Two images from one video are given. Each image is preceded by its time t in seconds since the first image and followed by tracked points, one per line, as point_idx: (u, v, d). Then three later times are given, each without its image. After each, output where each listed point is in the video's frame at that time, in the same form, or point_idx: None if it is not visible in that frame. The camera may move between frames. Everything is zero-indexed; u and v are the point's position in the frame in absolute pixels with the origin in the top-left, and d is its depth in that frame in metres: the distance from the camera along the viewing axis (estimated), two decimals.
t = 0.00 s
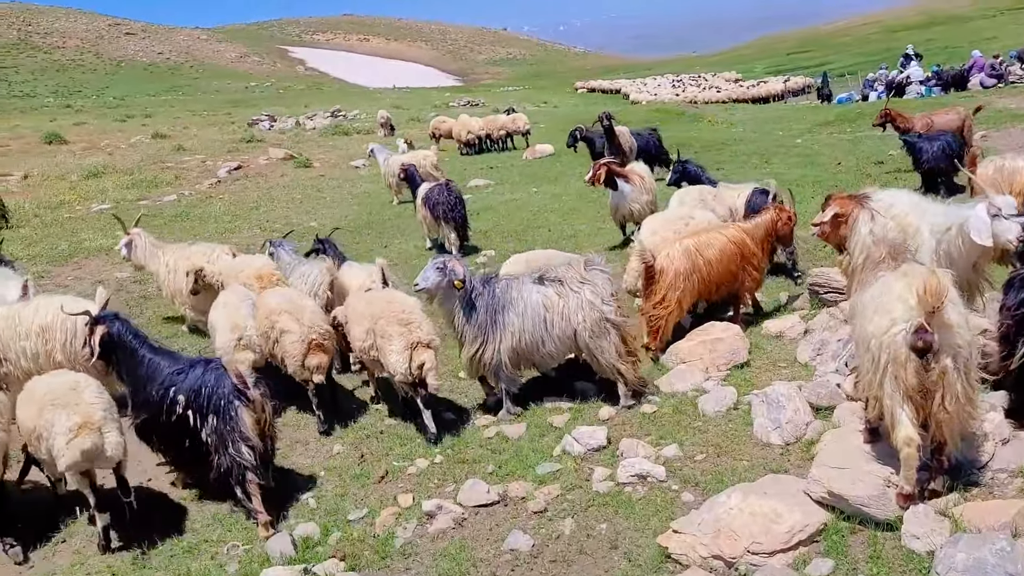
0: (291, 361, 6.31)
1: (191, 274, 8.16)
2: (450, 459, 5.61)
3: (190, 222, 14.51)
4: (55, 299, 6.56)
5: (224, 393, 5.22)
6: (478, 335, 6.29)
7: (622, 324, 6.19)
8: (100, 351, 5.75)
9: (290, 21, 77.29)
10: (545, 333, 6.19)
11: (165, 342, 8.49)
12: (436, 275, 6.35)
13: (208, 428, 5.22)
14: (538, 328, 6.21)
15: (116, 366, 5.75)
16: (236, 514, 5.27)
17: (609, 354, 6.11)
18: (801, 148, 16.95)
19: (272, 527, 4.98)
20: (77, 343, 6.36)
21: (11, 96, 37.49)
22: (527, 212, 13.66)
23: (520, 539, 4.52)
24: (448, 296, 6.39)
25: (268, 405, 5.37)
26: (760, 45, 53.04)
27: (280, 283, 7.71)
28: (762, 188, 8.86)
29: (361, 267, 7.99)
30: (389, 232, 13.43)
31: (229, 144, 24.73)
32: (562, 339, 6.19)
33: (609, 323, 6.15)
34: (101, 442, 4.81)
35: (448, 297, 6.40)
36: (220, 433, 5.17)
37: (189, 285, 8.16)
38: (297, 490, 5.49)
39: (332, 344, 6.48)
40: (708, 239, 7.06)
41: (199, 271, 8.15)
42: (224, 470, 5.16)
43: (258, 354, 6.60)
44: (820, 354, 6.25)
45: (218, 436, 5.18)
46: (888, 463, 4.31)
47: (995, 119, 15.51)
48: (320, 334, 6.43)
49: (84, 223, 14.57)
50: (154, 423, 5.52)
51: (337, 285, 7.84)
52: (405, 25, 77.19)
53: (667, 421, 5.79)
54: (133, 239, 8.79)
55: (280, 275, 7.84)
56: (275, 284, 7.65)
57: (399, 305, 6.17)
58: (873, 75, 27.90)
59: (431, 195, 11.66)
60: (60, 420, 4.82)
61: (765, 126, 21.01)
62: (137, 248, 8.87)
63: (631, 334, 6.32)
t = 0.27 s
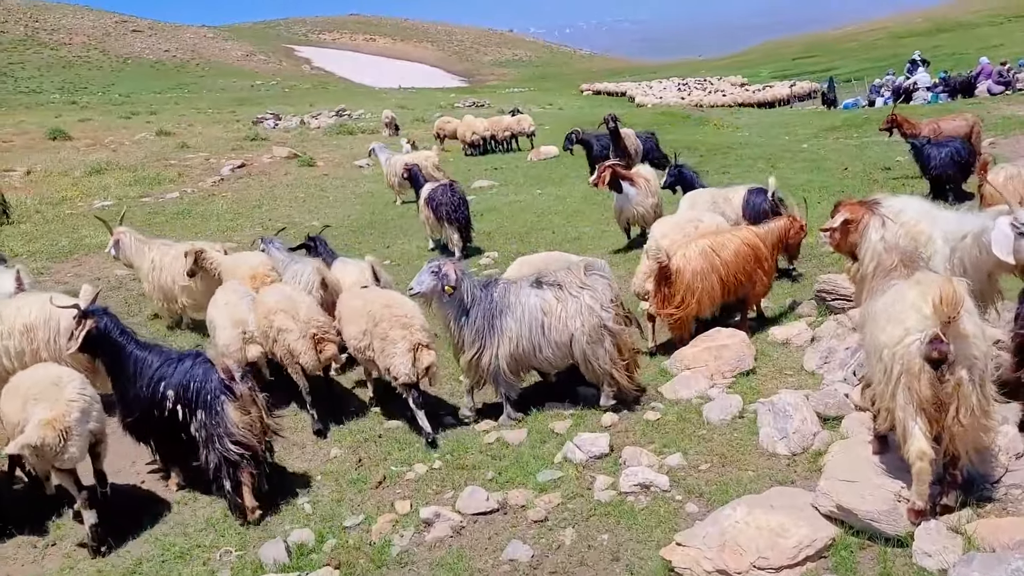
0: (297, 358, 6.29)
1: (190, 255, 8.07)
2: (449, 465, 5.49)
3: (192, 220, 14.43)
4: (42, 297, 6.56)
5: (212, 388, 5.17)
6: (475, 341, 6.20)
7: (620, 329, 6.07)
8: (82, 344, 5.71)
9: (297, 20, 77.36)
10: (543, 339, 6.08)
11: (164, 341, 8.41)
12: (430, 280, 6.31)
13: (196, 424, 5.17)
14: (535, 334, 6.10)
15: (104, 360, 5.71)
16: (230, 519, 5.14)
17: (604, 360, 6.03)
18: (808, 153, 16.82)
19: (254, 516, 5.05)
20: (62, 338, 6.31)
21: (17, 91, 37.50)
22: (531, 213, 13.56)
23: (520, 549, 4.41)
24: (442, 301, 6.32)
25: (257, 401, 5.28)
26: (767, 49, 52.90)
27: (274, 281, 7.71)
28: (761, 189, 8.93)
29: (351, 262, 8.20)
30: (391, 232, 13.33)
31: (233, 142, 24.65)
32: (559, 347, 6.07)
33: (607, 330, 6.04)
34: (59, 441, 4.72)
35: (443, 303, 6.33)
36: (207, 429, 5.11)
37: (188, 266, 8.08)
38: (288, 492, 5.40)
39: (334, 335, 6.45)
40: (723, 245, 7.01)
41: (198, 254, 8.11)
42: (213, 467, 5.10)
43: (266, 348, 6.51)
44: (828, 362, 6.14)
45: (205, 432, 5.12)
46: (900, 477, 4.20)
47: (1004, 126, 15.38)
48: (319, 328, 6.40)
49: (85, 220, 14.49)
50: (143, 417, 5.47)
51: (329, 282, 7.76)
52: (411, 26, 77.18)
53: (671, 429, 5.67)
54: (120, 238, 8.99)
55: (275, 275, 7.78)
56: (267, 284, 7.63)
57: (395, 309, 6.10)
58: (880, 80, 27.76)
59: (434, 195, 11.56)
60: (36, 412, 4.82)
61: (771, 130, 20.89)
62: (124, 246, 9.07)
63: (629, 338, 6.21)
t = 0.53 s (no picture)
0: (292, 354, 6.19)
1: (182, 245, 7.99)
2: (442, 471, 5.35)
3: (187, 214, 14.28)
4: (26, 290, 6.47)
5: (193, 382, 5.05)
6: (466, 347, 6.04)
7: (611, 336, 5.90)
8: (72, 340, 5.60)
9: (299, 15, 77.16)
10: (534, 346, 5.88)
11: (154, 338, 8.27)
12: (417, 284, 6.15)
13: (176, 418, 5.08)
14: (527, 340, 5.90)
15: (86, 354, 5.61)
16: (216, 523, 5.00)
17: (591, 368, 5.90)
18: (809, 158, 16.72)
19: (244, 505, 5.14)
20: (43, 332, 6.20)
21: (15, 81, 37.26)
22: (530, 214, 13.44)
23: (513, 562, 4.27)
24: (428, 306, 6.21)
25: (242, 399, 5.13)
26: (768, 53, 52.83)
27: (264, 278, 7.51)
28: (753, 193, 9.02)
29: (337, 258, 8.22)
30: (388, 230, 13.21)
31: (231, 136, 24.47)
32: (549, 355, 5.88)
33: (596, 340, 5.87)
34: (51, 437, 4.67)
35: (432, 307, 6.22)
36: (188, 424, 5.03)
37: (180, 256, 7.99)
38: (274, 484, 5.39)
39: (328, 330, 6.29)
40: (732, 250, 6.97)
41: (191, 242, 8.01)
42: (196, 458, 5.09)
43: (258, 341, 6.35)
44: (829, 373, 6.03)
45: (187, 426, 5.05)
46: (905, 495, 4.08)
47: (1006, 134, 15.27)
48: (313, 322, 6.26)
49: (78, 212, 14.32)
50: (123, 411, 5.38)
51: (320, 279, 7.68)
52: (413, 23, 77.01)
53: (668, 439, 5.55)
54: (99, 230, 9.00)
55: (266, 272, 7.60)
56: (257, 279, 7.45)
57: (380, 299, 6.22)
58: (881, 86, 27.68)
59: (432, 194, 11.43)
60: (21, 408, 4.69)
61: (772, 134, 20.79)
62: (104, 240, 9.07)
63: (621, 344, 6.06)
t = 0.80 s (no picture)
0: (275, 356, 6.07)
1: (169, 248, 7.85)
2: (431, 484, 5.22)
3: (177, 215, 14.12)
4: None
5: (170, 389, 5.00)
6: (447, 362, 5.89)
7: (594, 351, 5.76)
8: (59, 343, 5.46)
9: (294, 14, 76.91)
10: (515, 361, 5.73)
11: (139, 343, 8.12)
12: (392, 297, 5.87)
13: (150, 424, 5.02)
14: (509, 355, 5.76)
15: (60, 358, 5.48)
16: (197, 536, 4.84)
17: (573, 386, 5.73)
18: (803, 163, 16.67)
19: (240, 508, 5.06)
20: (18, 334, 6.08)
21: (6, 78, 36.98)
22: (524, 217, 13.35)
23: None
24: (409, 318, 5.94)
25: (220, 407, 5.09)
26: (763, 57, 52.86)
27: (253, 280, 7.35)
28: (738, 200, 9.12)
29: (321, 260, 8.12)
30: (379, 233, 13.09)
31: (223, 135, 24.30)
32: (530, 371, 5.73)
33: (580, 357, 5.68)
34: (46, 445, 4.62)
35: (409, 319, 5.98)
36: (164, 430, 4.99)
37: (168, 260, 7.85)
38: (247, 483, 5.35)
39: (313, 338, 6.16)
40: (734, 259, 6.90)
41: (178, 244, 7.88)
42: (168, 463, 5.06)
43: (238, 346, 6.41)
44: (826, 386, 5.95)
45: (161, 432, 5.00)
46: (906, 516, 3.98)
47: (1002, 142, 15.24)
48: (298, 327, 6.14)
49: (66, 212, 14.13)
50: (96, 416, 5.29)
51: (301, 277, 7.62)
52: (408, 23, 76.86)
53: (662, 452, 5.45)
54: (71, 232, 8.77)
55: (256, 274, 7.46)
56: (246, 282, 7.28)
57: (358, 301, 6.29)
58: (875, 92, 27.70)
59: (424, 198, 11.33)
60: (3, 412, 4.60)
61: (767, 139, 20.73)
62: (77, 242, 8.87)
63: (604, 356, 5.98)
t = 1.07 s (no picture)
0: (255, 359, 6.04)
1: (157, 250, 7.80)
2: (419, 492, 5.11)
3: (166, 212, 13.99)
4: None
5: (146, 389, 4.86)
6: (420, 372, 5.78)
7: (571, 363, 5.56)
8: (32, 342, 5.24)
9: (288, 11, 76.63)
10: (487, 373, 5.56)
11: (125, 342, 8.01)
12: (351, 306, 5.82)
13: (129, 426, 4.91)
14: (482, 367, 5.58)
15: (38, 358, 5.34)
16: (180, 543, 4.62)
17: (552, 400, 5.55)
18: (797, 169, 16.66)
19: (222, 514, 4.88)
20: None
21: None
22: (517, 220, 13.27)
23: None
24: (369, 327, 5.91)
25: (198, 409, 4.94)
26: (757, 61, 52.97)
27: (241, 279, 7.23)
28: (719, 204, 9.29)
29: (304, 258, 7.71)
30: (371, 234, 13.00)
31: (215, 132, 24.12)
32: (503, 384, 5.55)
33: (554, 370, 5.50)
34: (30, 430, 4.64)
35: (379, 327, 5.91)
36: (140, 432, 4.87)
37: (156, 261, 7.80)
38: (230, 490, 5.21)
39: (290, 347, 6.03)
40: (731, 267, 6.80)
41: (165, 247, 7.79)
42: (147, 467, 4.93)
43: (218, 347, 6.30)
44: (820, 397, 5.90)
45: (139, 435, 4.88)
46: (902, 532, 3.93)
47: (995, 150, 15.26)
48: (279, 334, 6.04)
49: (54, 207, 13.98)
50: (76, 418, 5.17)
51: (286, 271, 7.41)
52: (404, 22, 76.70)
53: (654, 462, 5.38)
54: (46, 233, 8.68)
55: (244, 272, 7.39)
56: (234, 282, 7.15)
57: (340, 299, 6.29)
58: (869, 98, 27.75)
59: (417, 200, 11.25)
60: None
61: (761, 144, 20.73)
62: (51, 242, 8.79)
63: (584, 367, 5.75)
